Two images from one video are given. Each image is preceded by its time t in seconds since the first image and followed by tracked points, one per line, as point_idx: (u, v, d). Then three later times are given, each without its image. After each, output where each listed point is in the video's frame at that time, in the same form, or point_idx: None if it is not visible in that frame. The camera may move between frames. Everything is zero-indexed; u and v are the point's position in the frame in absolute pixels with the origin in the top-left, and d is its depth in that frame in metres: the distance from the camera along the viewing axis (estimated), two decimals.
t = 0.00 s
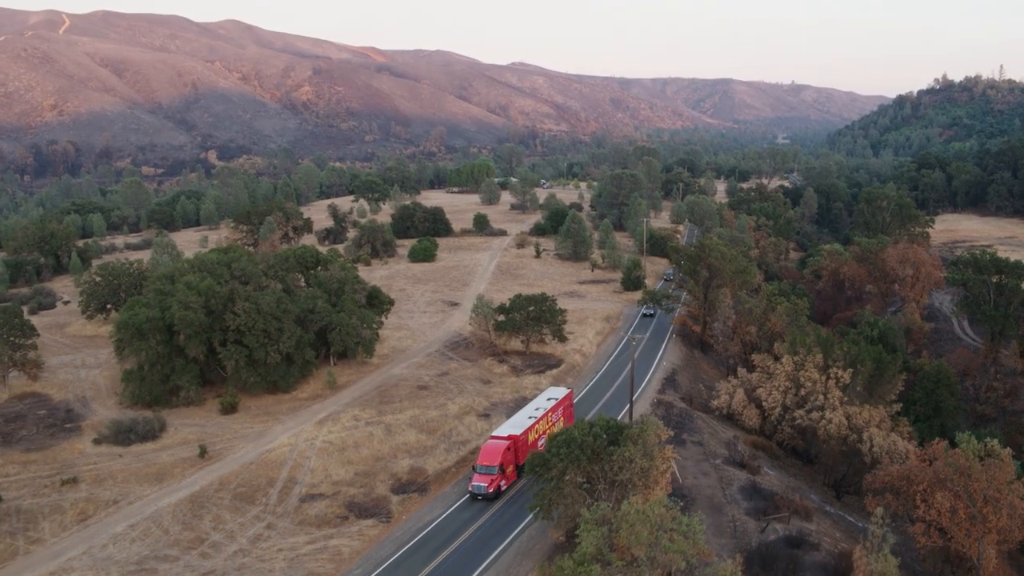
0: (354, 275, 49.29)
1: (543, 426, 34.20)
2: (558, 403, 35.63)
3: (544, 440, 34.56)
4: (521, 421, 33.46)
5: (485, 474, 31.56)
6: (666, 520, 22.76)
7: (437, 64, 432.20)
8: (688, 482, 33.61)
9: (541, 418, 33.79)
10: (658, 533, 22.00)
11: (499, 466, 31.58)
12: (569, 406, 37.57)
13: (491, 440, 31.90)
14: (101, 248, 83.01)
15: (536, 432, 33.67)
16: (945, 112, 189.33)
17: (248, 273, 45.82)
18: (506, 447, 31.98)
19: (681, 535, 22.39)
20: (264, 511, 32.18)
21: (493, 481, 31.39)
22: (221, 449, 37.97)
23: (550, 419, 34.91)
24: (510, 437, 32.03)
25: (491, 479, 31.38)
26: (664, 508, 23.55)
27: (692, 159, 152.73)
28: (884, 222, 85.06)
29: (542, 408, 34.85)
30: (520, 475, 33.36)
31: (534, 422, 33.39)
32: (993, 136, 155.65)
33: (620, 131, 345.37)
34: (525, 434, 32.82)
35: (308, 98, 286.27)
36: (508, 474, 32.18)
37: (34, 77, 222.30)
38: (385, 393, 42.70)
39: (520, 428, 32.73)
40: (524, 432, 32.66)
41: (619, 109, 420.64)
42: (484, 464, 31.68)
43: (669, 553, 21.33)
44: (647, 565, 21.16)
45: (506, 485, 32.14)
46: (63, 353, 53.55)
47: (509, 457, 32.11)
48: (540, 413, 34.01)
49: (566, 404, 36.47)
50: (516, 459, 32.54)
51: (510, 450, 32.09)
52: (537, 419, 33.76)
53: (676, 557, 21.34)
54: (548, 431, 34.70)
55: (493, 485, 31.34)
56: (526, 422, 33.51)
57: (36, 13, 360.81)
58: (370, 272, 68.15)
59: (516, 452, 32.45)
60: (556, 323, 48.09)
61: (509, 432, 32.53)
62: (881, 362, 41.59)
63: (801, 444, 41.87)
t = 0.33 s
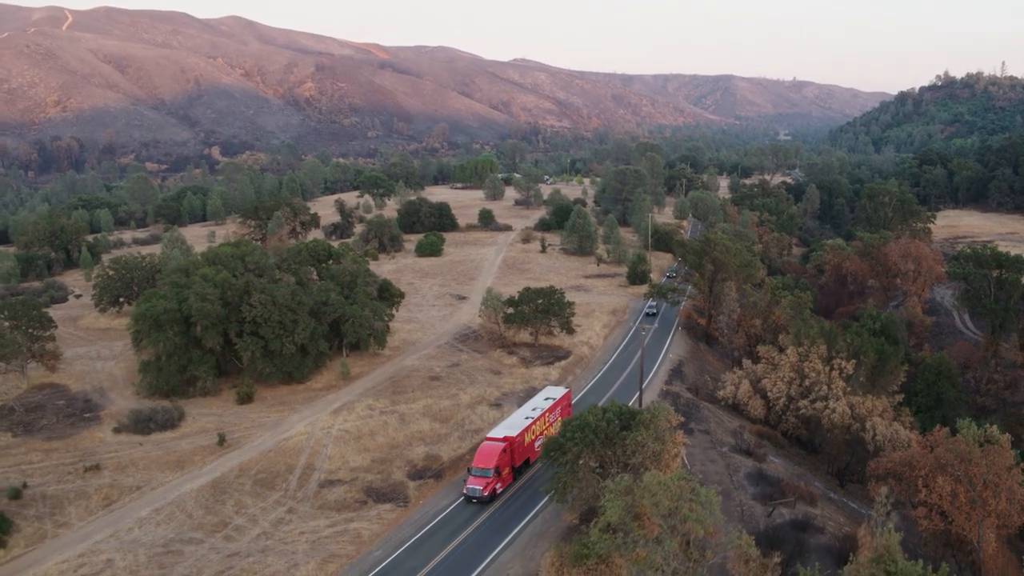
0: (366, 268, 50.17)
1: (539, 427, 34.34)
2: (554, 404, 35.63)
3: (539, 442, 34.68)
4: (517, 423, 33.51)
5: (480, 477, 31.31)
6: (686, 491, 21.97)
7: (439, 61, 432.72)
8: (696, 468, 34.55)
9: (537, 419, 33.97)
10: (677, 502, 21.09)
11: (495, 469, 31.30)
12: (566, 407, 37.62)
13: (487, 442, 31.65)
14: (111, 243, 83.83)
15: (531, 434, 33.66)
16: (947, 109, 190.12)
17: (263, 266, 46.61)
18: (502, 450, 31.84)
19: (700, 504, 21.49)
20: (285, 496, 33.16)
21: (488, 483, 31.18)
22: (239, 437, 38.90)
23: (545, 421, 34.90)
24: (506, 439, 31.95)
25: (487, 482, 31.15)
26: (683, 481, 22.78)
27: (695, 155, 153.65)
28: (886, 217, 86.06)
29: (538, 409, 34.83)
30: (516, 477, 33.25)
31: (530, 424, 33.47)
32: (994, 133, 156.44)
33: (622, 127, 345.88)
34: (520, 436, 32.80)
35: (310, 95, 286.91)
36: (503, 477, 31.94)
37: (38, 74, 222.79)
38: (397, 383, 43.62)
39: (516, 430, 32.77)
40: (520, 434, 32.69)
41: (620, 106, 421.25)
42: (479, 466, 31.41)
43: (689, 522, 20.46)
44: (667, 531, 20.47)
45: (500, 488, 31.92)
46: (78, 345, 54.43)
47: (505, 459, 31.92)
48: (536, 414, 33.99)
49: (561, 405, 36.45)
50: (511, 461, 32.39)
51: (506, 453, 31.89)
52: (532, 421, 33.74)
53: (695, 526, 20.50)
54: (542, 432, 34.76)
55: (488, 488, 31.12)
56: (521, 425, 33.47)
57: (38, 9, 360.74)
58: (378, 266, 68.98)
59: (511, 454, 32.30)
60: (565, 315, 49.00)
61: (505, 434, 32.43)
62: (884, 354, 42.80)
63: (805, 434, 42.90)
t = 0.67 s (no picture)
0: (379, 260, 51.01)
1: (538, 426, 33.98)
2: (553, 403, 35.32)
3: (537, 441, 34.31)
4: (515, 422, 33.06)
5: (476, 478, 30.92)
6: (704, 461, 22.38)
7: (443, 55, 432.93)
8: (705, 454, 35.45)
9: (535, 418, 33.60)
10: (696, 473, 21.98)
11: (491, 470, 30.89)
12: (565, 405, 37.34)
13: (483, 443, 31.20)
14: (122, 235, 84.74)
15: (529, 433, 33.29)
16: (951, 104, 190.53)
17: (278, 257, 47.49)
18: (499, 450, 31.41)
19: (718, 475, 22.04)
20: (305, 480, 34.11)
21: (484, 485, 30.84)
22: (258, 424, 39.83)
23: (544, 420, 34.59)
24: (503, 439, 31.53)
25: (483, 484, 30.80)
26: (703, 451, 23.17)
27: (699, 150, 154.31)
28: (890, 212, 86.95)
29: (536, 408, 34.54)
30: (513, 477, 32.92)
31: (527, 423, 33.05)
32: (998, 127, 156.91)
33: (625, 121, 346.27)
34: (517, 436, 32.39)
35: (315, 89, 287.33)
36: (500, 477, 31.58)
37: (43, 68, 223.33)
38: (411, 372, 44.53)
39: (513, 429, 32.34)
40: (517, 434, 32.25)
41: (624, 100, 421.00)
42: (476, 467, 30.98)
43: (707, 493, 21.54)
44: (685, 501, 21.83)
45: (497, 488, 31.56)
46: (94, 335, 55.40)
47: (502, 459, 31.49)
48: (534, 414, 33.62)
49: (561, 403, 36.08)
50: (508, 462, 31.97)
51: (502, 453, 31.47)
52: (530, 420, 33.38)
53: (712, 496, 21.56)
54: (541, 432, 34.44)
55: (484, 489, 30.77)
56: (519, 424, 33.04)
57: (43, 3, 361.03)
58: (387, 259, 69.81)
59: (508, 454, 31.90)
60: (574, 307, 49.88)
61: (502, 434, 32.03)
62: (887, 344, 43.80)
63: (810, 423, 43.85)
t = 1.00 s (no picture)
0: (391, 251, 51.89)
1: (537, 424, 33.95)
2: (551, 401, 35.38)
3: (537, 439, 34.30)
4: (513, 421, 32.97)
5: (472, 478, 30.87)
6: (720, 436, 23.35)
7: (447, 48, 432.83)
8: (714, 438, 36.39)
9: (533, 417, 33.49)
10: (714, 446, 22.95)
11: (488, 470, 30.85)
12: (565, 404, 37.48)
13: (480, 443, 31.20)
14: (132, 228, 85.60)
15: (528, 432, 33.20)
16: (955, 98, 190.82)
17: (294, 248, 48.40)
18: (496, 450, 31.36)
19: (734, 450, 23.18)
20: (326, 463, 35.10)
21: (481, 486, 30.77)
22: (276, 410, 40.78)
23: (544, 417, 34.74)
24: (500, 439, 31.46)
25: (479, 484, 30.75)
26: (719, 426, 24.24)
27: (703, 143, 154.97)
28: (894, 205, 87.83)
29: (535, 407, 34.58)
30: (508, 478, 32.65)
31: (525, 422, 32.97)
32: (1002, 122, 157.37)
33: (629, 115, 346.34)
34: (515, 435, 32.32)
35: (320, 82, 287.85)
36: (497, 478, 31.52)
37: (48, 62, 223.85)
38: (425, 360, 45.45)
39: (510, 429, 32.22)
40: (514, 433, 32.16)
41: (628, 93, 420.61)
42: (472, 467, 30.94)
43: (724, 464, 22.50)
44: (703, 473, 22.80)
45: (494, 489, 31.48)
46: (110, 325, 56.37)
47: (498, 459, 31.43)
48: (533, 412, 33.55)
49: (559, 402, 36.21)
50: (505, 461, 31.91)
51: (499, 453, 31.41)
52: (528, 419, 33.35)
53: (728, 468, 22.52)
54: (540, 430, 34.36)
55: (480, 490, 30.71)
56: (517, 423, 32.92)
57: None
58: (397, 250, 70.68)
59: (505, 454, 31.80)
60: (584, 297, 50.84)
61: (499, 434, 32.00)
62: (891, 334, 44.88)
63: (816, 411, 44.73)
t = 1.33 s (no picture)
0: (406, 241, 52.75)
1: (537, 422, 33.66)
2: (552, 398, 35.08)
3: (537, 437, 34.05)
4: (512, 419, 32.68)
5: (470, 477, 30.53)
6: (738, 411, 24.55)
7: (453, 41, 433.02)
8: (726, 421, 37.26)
9: (534, 415, 33.22)
10: (732, 422, 23.84)
11: (486, 469, 30.49)
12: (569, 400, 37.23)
13: (478, 441, 30.92)
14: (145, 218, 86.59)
15: (527, 430, 32.89)
16: (961, 91, 190.70)
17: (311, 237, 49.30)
18: (494, 449, 31.06)
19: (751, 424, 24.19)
20: (347, 446, 36.05)
21: (479, 485, 30.44)
22: (296, 395, 41.70)
23: (544, 415, 34.33)
24: (498, 437, 31.19)
25: (477, 484, 30.39)
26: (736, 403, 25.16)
27: (710, 136, 155.45)
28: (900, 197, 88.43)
29: (536, 403, 34.23)
30: (506, 478, 32.37)
31: (525, 420, 32.70)
32: (1009, 115, 157.43)
33: (635, 108, 346.05)
34: (514, 434, 32.00)
35: (326, 75, 288.31)
36: (495, 477, 31.21)
37: (55, 54, 224.51)
38: (440, 348, 46.32)
39: (509, 427, 31.94)
40: (513, 432, 31.90)
41: (634, 86, 420.11)
42: (470, 467, 30.63)
43: (740, 439, 23.34)
44: (722, 443, 23.75)
45: (492, 488, 31.17)
46: (129, 313, 57.35)
47: (496, 459, 31.13)
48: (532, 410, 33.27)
49: (560, 398, 35.89)
50: (503, 461, 31.62)
51: (497, 452, 31.12)
52: (528, 416, 33.03)
53: (746, 442, 23.32)
54: (540, 428, 34.03)
55: (478, 490, 30.37)
56: (516, 421, 32.60)
57: None
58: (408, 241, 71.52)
59: (504, 453, 31.53)
60: (595, 287, 51.69)
61: (497, 432, 31.73)
62: (898, 322, 45.85)
63: (823, 398, 45.48)
